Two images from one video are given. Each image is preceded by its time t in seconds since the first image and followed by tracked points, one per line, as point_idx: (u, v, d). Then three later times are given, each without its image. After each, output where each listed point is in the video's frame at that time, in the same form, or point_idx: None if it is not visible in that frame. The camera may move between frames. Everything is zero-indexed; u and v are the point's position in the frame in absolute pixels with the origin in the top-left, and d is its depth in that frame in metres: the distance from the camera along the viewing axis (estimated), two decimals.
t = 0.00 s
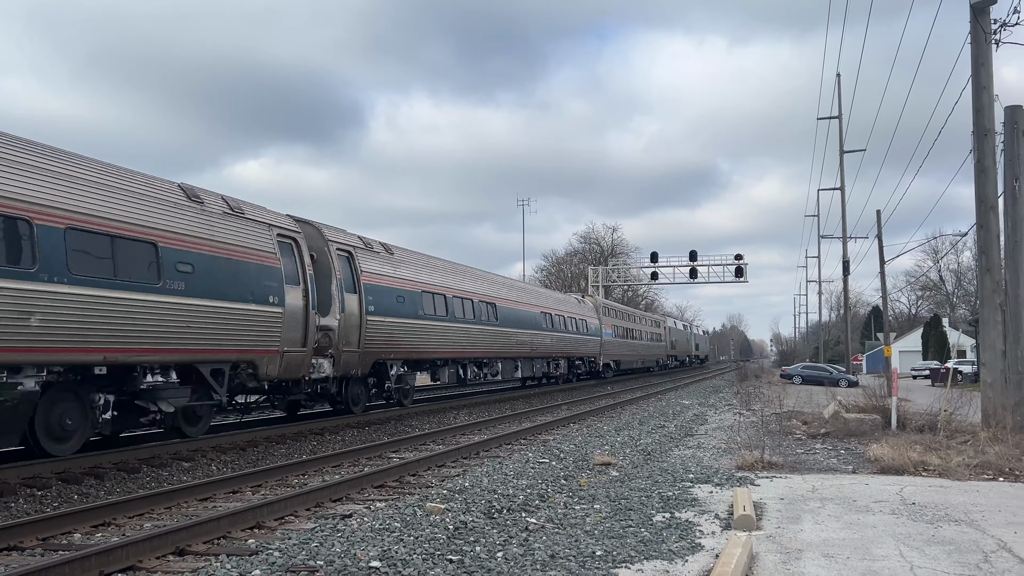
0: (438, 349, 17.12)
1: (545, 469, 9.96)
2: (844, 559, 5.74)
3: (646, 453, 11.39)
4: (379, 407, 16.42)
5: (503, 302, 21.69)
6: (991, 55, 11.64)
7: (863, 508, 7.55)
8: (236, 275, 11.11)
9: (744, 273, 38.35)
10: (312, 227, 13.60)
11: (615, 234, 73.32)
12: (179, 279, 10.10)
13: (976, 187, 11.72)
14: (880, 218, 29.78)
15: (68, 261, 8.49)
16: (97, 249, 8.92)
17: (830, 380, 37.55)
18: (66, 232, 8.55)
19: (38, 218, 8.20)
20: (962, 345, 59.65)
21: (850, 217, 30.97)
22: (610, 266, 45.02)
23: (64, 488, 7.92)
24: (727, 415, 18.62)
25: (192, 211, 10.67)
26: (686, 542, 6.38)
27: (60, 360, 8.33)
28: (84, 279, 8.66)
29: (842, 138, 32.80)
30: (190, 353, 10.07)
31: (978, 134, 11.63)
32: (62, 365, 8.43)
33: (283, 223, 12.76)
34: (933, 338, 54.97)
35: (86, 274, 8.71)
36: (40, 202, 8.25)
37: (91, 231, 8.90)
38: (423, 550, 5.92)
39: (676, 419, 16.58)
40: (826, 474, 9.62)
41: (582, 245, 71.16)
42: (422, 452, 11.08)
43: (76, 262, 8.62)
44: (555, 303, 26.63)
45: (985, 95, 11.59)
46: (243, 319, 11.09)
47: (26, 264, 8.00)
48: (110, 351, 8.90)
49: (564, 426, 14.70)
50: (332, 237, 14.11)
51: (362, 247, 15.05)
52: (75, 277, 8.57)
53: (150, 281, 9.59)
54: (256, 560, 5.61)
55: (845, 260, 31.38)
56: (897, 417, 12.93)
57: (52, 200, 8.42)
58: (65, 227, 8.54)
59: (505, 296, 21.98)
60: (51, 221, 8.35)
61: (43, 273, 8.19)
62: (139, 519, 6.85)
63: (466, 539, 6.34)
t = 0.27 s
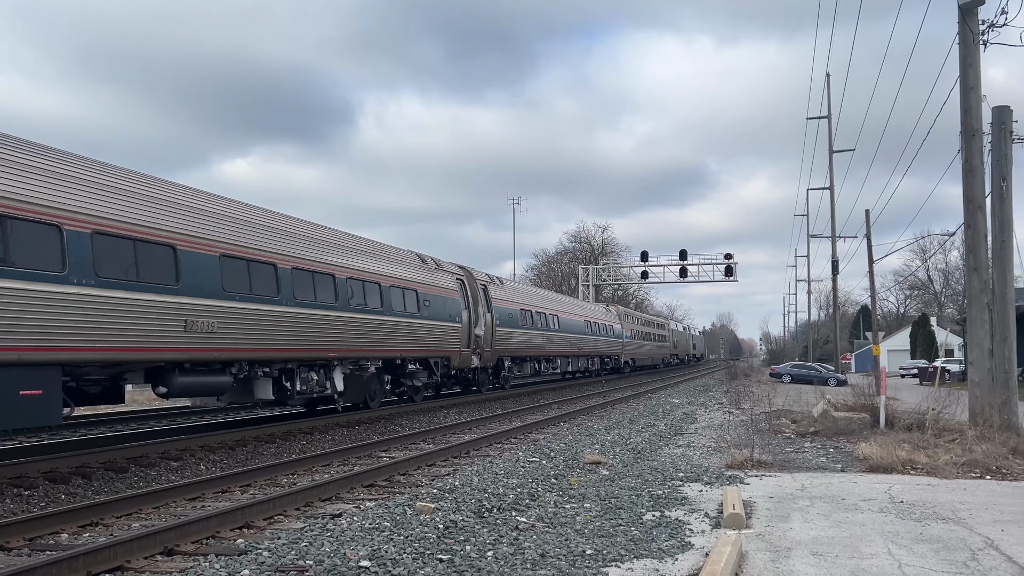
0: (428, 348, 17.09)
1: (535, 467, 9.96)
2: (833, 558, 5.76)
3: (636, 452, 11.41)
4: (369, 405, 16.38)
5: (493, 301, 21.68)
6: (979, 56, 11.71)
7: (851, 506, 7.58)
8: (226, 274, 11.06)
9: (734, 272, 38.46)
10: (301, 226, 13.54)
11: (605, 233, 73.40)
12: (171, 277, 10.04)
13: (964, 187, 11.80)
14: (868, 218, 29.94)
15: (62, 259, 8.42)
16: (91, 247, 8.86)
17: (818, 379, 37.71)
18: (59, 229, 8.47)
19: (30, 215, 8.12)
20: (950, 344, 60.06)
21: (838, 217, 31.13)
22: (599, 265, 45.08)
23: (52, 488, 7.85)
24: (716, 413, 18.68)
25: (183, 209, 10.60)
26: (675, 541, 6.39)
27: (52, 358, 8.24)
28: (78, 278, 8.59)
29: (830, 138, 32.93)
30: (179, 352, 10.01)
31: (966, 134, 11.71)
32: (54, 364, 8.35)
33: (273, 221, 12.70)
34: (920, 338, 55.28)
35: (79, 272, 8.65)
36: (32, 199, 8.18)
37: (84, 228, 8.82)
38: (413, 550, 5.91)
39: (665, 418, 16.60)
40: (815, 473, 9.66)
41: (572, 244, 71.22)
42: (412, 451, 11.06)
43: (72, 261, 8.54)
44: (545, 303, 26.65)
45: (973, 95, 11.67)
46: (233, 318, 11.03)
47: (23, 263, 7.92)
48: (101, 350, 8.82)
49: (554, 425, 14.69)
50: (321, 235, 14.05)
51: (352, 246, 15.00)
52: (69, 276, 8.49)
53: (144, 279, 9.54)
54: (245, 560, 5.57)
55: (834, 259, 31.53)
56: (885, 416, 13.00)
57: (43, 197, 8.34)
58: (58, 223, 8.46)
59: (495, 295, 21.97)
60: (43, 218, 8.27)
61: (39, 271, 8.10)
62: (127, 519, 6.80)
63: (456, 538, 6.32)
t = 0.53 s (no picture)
0: (419, 349, 17.03)
1: (527, 468, 9.94)
2: (824, 558, 5.76)
3: (628, 453, 11.40)
4: (361, 406, 16.31)
5: (485, 302, 21.64)
6: (969, 58, 11.76)
7: (842, 506, 7.59)
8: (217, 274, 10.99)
9: (725, 273, 38.54)
10: (293, 226, 13.48)
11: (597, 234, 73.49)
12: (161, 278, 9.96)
13: (953, 189, 11.85)
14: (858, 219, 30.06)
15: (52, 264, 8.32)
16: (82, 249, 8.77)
17: (809, 380, 37.85)
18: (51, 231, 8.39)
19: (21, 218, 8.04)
20: (939, 346, 60.42)
21: (828, 218, 31.24)
22: (591, 266, 45.11)
23: (40, 489, 7.77)
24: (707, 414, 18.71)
25: (174, 209, 10.54)
26: (667, 541, 6.37)
27: (42, 360, 8.15)
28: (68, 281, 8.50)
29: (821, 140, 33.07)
30: (169, 352, 9.93)
31: (956, 135, 11.76)
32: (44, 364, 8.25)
33: (264, 221, 12.65)
34: (910, 339, 55.56)
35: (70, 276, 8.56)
36: (22, 200, 8.09)
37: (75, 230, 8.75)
38: (404, 550, 5.87)
39: (656, 419, 16.60)
40: (806, 473, 9.67)
41: (564, 245, 71.26)
42: (403, 452, 11.00)
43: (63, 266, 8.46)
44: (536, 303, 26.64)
45: (962, 97, 11.72)
46: (224, 319, 10.96)
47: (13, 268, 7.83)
48: (91, 351, 8.74)
49: (545, 425, 14.67)
50: (312, 235, 13.98)
51: (343, 246, 14.94)
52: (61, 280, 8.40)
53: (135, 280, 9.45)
54: (235, 561, 5.52)
55: (824, 260, 31.66)
56: (875, 416, 13.04)
57: (33, 198, 8.26)
58: (50, 226, 8.38)
59: (486, 296, 21.93)
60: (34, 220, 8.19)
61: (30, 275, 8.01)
62: (117, 520, 6.73)
63: (447, 539, 6.29)
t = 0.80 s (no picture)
0: (412, 349, 17.00)
1: (521, 469, 9.93)
2: (816, 558, 5.77)
3: (621, 453, 11.41)
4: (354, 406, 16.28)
5: (478, 302, 21.63)
6: (961, 60, 11.81)
7: (835, 506, 7.61)
8: (209, 275, 10.95)
9: (719, 274, 38.62)
10: (287, 227, 13.45)
11: (590, 234, 73.54)
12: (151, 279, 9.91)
13: (946, 190, 11.90)
14: (851, 220, 30.16)
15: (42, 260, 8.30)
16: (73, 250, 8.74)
17: (802, 380, 37.95)
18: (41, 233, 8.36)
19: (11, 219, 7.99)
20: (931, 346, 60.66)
21: (821, 219, 31.35)
22: (585, 267, 45.17)
23: (32, 490, 7.72)
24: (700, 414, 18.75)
25: (168, 211, 10.51)
26: (660, 542, 6.38)
27: (32, 360, 8.09)
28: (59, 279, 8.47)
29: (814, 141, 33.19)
30: (161, 353, 9.88)
31: (949, 137, 11.81)
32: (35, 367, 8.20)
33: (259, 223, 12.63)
34: (903, 340, 55.77)
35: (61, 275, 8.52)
36: (13, 201, 8.05)
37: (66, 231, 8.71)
38: (398, 551, 5.85)
39: (650, 419, 16.62)
40: (799, 474, 9.69)
41: (558, 245, 71.32)
42: (396, 453, 10.97)
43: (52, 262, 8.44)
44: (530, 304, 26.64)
45: (955, 99, 11.77)
46: (218, 320, 10.92)
47: (3, 264, 7.82)
48: (82, 352, 8.69)
49: (539, 426, 14.66)
50: (306, 236, 13.94)
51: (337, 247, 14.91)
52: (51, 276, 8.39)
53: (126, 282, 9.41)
54: (228, 562, 5.50)
55: (817, 261, 31.76)
56: (868, 417, 13.09)
57: (25, 199, 8.22)
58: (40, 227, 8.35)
59: (480, 296, 21.92)
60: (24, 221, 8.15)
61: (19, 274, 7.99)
62: (109, 521, 6.69)
63: (441, 540, 6.27)
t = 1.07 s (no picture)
0: (408, 349, 16.99)
1: (517, 470, 9.93)
2: (811, 558, 5.79)
3: (617, 454, 11.41)
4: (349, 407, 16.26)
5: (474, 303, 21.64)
6: (956, 61, 11.85)
7: (830, 507, 7.63)
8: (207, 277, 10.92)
9: (714, 274, 38.68)
10: (282, 227, 13.42)
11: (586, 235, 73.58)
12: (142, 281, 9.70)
13: (940, 191, 11.94)
14: (846, 221, 30.24)
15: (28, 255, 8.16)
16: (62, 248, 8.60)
17: (796, 381, 38.02)
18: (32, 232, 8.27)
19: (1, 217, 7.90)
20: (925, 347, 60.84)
21: (816, 220, 31.43)
22: (581, 267, 45.20)
23: (26, 491, 7.70)
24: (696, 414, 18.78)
25: (165, 211, 10.48)
26: (656, 542, 6.38)
27: (26, 361, 8.06)
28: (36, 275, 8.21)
29: (808, 142, 33.27)
30: (157, 353, 9.85)
31: (943, 138, 11.85)
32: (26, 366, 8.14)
33: (256, 223, 12.62)
34: (897, 341, 55.91)
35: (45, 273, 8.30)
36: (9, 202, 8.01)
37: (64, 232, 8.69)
38: (394, 552, 5.85)
39: (645, 420, 16.63)
40: (794, 474, 9.71)
41: (553, 246, 71.38)
42: (392, 453, 10.95)
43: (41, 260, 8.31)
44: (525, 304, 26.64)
45: (949, 100, 11.81)
46: (214, 321, 10.89)
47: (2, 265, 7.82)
48: (77, 352, 8.63)
49: (534, 427, 14.66)
50: (301, 236, 13.91)
51: (332, 247, 14.88)
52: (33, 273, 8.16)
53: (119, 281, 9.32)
54: (223, 563, 5.48)
55: (812, 262, 31.83)
56: (863, 417, 13.13)
57: (22, 200, 8.19)
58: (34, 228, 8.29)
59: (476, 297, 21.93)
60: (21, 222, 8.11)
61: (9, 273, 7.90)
62: (104, 522, 6.67)
63: (436, 541, 6.26)
